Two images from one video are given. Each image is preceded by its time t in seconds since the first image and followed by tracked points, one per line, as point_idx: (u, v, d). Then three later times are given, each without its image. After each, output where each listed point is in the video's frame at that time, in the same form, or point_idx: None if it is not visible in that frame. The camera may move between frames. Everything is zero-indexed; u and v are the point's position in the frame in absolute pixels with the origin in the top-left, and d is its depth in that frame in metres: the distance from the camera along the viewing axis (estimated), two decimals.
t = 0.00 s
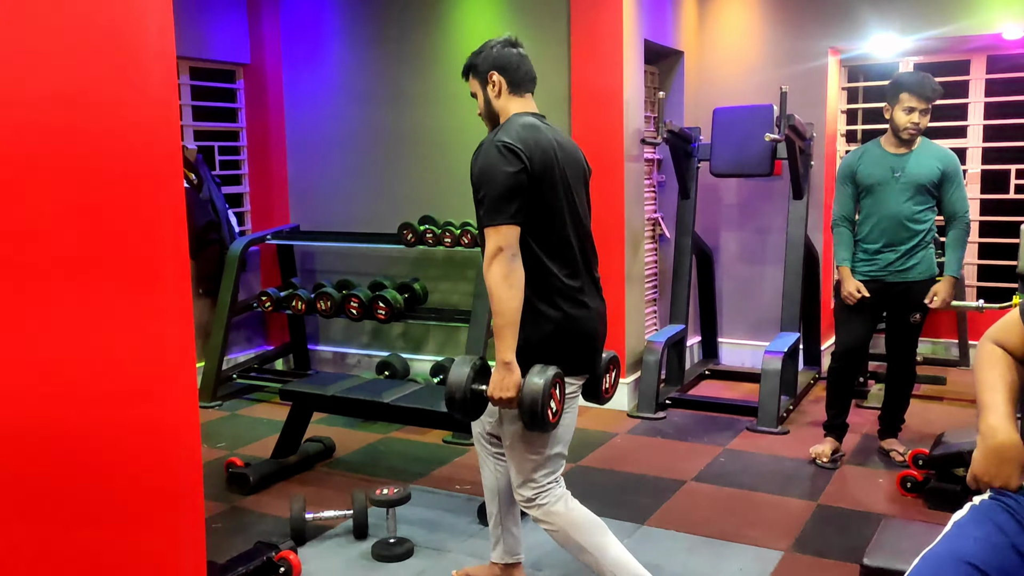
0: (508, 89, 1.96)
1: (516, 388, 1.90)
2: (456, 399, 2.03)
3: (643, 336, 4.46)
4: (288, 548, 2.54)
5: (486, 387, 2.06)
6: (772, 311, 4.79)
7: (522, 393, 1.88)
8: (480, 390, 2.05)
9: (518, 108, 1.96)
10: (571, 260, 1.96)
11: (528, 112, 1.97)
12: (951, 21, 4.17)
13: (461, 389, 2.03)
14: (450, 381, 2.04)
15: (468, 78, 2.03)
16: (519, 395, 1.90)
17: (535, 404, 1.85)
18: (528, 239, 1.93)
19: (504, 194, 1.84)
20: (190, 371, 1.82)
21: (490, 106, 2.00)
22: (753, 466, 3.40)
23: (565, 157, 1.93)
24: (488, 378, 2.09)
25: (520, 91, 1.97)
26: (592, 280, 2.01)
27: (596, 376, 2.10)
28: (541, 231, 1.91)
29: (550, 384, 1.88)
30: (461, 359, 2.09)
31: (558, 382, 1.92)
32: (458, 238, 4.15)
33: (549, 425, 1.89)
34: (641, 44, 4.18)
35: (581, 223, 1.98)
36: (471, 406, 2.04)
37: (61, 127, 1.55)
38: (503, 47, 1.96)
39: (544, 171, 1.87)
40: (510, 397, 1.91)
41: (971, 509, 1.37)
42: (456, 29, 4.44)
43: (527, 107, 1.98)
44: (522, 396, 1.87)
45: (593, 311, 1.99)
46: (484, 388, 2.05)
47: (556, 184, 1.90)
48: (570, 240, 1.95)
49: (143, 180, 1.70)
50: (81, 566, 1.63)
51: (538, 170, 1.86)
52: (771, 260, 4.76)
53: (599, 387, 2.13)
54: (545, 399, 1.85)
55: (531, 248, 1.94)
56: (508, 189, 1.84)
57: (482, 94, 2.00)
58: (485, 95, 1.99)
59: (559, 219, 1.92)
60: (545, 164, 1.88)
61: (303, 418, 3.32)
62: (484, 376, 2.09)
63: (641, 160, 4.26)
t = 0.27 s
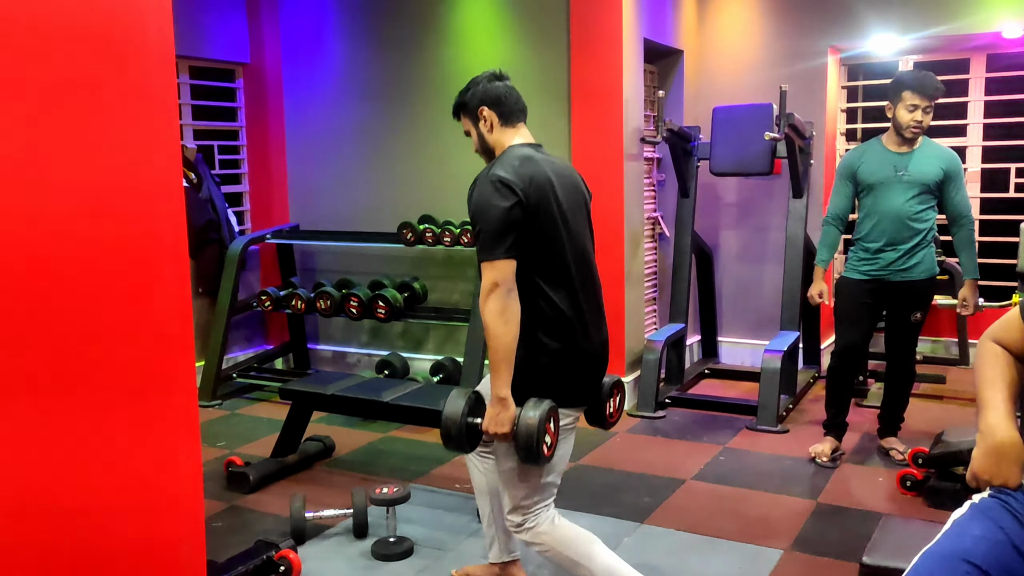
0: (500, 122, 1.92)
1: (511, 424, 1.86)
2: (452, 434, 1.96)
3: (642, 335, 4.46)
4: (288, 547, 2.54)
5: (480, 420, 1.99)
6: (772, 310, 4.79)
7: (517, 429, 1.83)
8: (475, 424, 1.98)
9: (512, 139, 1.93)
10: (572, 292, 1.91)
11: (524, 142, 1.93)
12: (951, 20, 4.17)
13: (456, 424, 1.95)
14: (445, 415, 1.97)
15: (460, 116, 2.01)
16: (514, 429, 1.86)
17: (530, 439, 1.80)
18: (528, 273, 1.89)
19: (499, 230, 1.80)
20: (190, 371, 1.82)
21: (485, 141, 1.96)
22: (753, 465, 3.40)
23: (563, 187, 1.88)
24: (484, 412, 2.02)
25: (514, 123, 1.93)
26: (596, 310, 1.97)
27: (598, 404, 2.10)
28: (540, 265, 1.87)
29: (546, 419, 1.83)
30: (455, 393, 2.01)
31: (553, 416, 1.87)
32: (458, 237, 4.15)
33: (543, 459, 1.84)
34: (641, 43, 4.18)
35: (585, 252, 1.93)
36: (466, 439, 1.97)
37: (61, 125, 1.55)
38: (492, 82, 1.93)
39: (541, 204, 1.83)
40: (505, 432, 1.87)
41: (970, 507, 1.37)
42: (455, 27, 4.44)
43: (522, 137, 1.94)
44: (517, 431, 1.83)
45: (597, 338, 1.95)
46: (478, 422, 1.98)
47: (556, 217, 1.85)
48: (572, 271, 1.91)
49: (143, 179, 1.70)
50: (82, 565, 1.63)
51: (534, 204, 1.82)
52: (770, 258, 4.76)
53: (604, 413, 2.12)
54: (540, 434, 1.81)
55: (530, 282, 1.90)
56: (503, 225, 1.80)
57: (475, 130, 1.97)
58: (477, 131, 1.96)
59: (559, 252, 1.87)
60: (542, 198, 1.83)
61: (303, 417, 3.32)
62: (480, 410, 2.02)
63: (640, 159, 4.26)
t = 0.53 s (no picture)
0: (486, 183, 1.92)
1: (509, 488, 1.86)
2: (450, 499, 1.96)
3: (642, 335, 4.46)
4: (289, 546, 2.54)
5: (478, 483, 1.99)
6: (772, 309, 4.79)
7: (515, 494, 1.84)
8: (474, 488, 1.98)
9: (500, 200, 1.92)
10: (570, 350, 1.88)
11: (513, 202, 1.92)
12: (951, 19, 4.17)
13: (454, 491, 1.95)
14: (444, 481, 1.97)
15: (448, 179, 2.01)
16: (513, 493, 1.86)
17: (529, 504, 1.81)
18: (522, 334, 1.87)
19: (491, 295, 1.78)
20: (190, 369, 1.82)
21: (474, 203, 1.96)
22: (753, 464, 3.40)
23: (554, 245, 1.85)
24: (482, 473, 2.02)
25: (500, 184, 1.93)
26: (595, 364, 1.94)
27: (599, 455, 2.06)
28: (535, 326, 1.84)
29: (545, 480, 1.85)
30: (452, 460, 2.01)
31: (551, 480, 1.89)
32: (458, 236, 4.15)
33: (542, 522, 1.85)
34: (641, 42, 4.19)
35: (580, 306, 1.90)
36: (465, 503, 1.97)
37: (61, 124, 1.55)
38: (476, 145, 1.94)
39: (530, 266, 1.80)
40: (503, 497, 1.87)
41: (971, 505, 1.38)
42: (456, 26, 4.44)
43: (509, 196, 1.93)
44: (516, 495, 1.83)
45: (599, 392, 1.91)
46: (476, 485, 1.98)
47: (548, 277, 1.83)
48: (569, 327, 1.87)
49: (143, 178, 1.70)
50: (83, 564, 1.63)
51: (524, 266, 1.80)
52: (770, 257, 4.76)
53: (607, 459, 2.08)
54: (538, 499, 1.82)
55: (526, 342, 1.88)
56: (494, 291, 1.78)
57: (463, 192, 1.97)
58: (466, 194, 1.96)
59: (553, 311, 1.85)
60: (532, 260, 1.80)
61: (303, 417, 3.32)
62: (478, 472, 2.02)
63: (640, 158, 4.27)
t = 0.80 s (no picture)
0: (464, 219, 1.96)
1: (510, 519, 1.85)
2: (451, 533, 1.91)
3: (643, 333, 4.46)
4: (289, 545, 2.53)
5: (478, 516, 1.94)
6: (773, 308, 4.79)
7: (516, 524, 1.83)
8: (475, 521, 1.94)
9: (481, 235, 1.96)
10: (566, 373, 1.90)
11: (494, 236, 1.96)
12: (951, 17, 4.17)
13: (455, 524, 1.91)
14: (445, 514, 1.92)
15: (427, 220, 2.04)
16: (513, 525, 1.85)
17: (531, 533, 1.81)
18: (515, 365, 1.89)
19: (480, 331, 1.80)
20: (190, 367, 1.82)
21: (455, 240, 1.99)
22: (753, 463, 3.40)
23: (539, 275, 1.88)
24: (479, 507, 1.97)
25: (478, 220, 1.96)
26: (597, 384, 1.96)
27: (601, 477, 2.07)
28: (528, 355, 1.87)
29: (544, 509, 1.84)
30: (452, 491, 1.96)
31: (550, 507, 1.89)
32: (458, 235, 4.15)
33: (544, 551, 1.85)
34: (642, 41, 4.19)
35: (572, 330, 1.93)
36: (467, 537, 1.92)
37: (60, 121, 1.54)
38: (451, 184, 1.97)
39: (517, 296, 1.83)
40: (504, 528, 1.86)
41: (971, 503, 1.38)
42: (457, 25, 4.44)
43: (489, 230, 1.97)
44: (517, 526, 1.83)
45: (600, 411, 1.94)
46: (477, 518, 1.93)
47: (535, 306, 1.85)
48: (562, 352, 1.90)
49: (143, 175, 1.70)
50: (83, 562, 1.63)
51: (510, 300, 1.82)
52: (771, 256, 4.76)
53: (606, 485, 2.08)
54: (540, 526, 1.82)
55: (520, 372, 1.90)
56: (483, 327, 1.80)
57: (444, 230, 2.00)
58: (447, 232, 1.99)
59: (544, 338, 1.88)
60: (517, 288, 1.83)
61: (303, 416, 3.32)
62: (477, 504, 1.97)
63: (641, 157, 4.27)
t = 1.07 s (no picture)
0: (460, 169, 1.95)
1: (506, 464, 1.91)
2: (447, 479, 2.02)
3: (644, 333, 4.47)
4: (291, 544, 2.54)
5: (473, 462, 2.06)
6: (773, 307, 4.79)
7: (512, 467, 1.89)
8: (469, 466, 2.05)
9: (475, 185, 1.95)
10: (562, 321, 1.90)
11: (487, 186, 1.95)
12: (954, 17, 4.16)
13: (450, 470, 2.02)
14: (439, 461, 2.03)
15: (421, 168, 2.03)
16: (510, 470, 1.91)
17: (526, 475, 1.86)
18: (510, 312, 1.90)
19: (475, 279, 1.81)
20: (192, 367, 1.81)
21: (448, 190, 1.98)
22: (755, 463, 3.40)
23: (533, 223, 1.89)
24: (475, 453, 2.09)
25: (472, 169, 1.95)
26: (591, 335, 1.96)
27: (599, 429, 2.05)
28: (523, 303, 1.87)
29: (540, 454, 1.89)
30: (448, 438, 2.08)
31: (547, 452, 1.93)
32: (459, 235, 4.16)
33: (541, 494, 1.90)
34: (644, 41, 4.19)
35: (565, 280, 1.94)
36: (462, 482, 2.04)
37: (63, 119, 1.52)
38: (448, 132, 1.96)
39: (512, 245, 1.83)
40: (501, 473, 1.92)
41: (972, 502, 1.38)
42: (458, 25, 4.44)
43: (485, 180, 1.96)
44: (512, 469, 1.89)
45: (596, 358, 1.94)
46: (472, 463, 2.05)
47: (530, 254, 1.85)
48: (556, 302, 1.91)
49: (145, 173, 1.68)
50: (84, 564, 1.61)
51: (505, 248, 1.83)
52: (772, 256, 4.76)
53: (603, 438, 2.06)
54: (535, 471, 1.87)
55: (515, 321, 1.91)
56: (477, 275, 1.81)
57: (437, 181, 1.99)
58: (440, 181, 1.98)
59: (538, 287, 1.88)
60: (512, 237, 1.83)
61: (304, 415, 3.34)
62: (472, 451, 2.09)
63: (642, 156, 4.27)
